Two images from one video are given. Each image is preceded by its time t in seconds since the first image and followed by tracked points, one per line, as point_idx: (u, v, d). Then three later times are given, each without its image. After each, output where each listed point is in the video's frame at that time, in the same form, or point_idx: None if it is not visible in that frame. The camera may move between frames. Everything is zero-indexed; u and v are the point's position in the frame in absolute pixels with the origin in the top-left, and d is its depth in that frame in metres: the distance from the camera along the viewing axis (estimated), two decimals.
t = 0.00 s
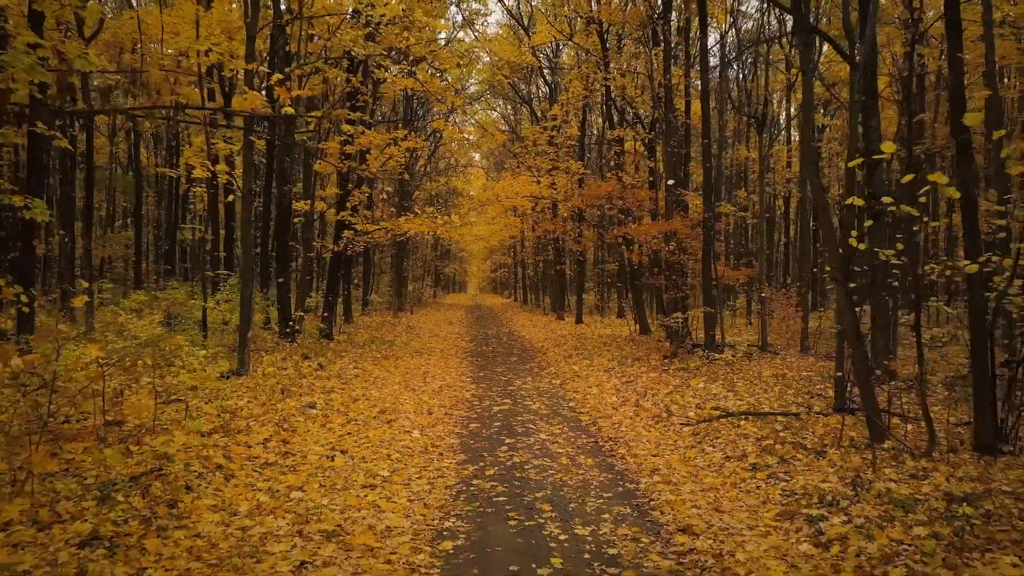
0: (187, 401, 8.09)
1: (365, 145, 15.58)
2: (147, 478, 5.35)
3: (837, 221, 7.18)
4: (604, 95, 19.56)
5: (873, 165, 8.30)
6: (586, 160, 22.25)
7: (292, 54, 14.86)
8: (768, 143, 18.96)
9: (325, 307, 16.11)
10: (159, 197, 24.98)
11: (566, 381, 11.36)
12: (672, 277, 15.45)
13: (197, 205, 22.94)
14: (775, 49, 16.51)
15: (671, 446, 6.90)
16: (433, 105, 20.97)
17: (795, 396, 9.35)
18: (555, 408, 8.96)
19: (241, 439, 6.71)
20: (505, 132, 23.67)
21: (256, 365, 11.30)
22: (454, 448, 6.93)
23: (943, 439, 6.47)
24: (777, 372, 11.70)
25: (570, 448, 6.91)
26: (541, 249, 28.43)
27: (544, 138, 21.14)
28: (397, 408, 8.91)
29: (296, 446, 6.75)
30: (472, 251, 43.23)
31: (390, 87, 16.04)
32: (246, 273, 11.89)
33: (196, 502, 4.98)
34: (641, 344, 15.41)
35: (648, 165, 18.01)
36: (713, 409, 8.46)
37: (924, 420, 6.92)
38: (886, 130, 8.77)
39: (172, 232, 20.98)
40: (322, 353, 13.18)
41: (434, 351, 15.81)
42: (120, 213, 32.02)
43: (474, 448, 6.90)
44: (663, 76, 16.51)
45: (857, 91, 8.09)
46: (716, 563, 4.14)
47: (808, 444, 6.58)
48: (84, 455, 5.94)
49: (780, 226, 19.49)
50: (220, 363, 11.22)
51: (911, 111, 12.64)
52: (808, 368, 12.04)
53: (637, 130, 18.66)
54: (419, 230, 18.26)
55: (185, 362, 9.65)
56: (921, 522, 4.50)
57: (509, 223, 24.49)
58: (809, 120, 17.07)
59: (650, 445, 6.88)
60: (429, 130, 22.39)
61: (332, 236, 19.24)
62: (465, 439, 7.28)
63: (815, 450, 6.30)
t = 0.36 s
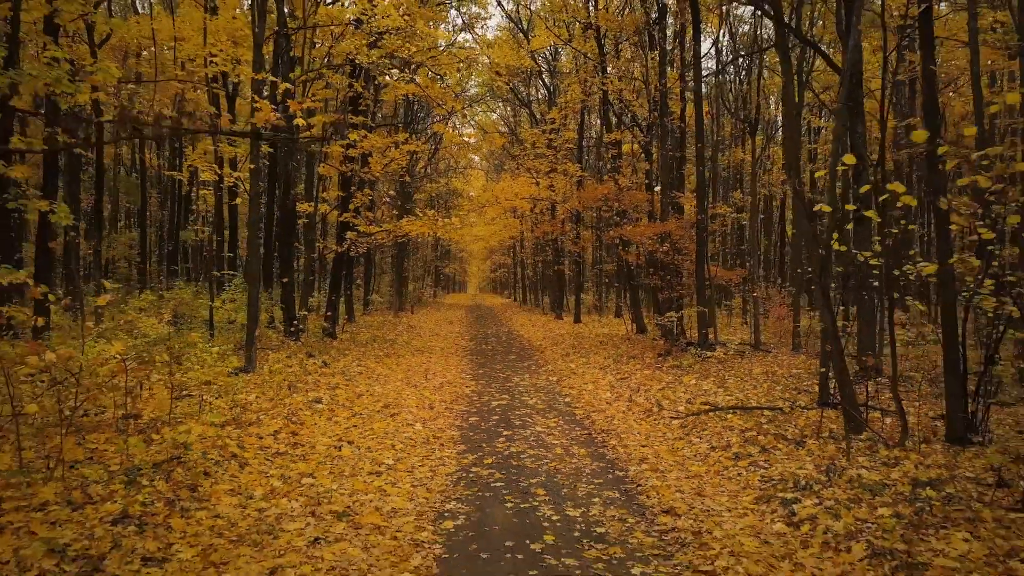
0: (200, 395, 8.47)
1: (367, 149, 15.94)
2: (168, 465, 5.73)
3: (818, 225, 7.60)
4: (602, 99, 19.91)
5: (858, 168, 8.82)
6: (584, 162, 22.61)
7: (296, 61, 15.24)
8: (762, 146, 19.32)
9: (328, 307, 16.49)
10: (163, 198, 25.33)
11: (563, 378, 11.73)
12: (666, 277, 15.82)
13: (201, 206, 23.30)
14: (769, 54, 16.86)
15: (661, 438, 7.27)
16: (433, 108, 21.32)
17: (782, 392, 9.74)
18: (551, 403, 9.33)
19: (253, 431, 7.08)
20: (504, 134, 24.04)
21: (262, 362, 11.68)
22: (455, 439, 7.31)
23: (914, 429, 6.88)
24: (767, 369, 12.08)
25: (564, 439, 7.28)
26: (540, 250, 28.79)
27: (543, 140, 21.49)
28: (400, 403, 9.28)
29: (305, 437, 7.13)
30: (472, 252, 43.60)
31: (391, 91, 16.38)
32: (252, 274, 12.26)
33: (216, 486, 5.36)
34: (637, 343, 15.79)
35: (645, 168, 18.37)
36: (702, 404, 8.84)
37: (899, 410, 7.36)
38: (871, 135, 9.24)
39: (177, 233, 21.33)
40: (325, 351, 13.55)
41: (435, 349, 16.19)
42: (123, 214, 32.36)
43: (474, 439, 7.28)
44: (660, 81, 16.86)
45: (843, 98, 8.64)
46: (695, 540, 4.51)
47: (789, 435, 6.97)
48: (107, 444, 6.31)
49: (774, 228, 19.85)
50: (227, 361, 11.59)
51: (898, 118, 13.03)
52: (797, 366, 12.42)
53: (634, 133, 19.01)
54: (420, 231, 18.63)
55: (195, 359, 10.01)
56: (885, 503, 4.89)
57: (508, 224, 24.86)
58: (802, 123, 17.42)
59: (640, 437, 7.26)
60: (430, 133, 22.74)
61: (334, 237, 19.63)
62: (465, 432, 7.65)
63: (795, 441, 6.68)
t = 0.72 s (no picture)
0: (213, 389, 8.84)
1: (369, 152, 16.30)
2: (188, 453, 6.13)
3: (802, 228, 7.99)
4: (599, 103, 20.29)
5: (843, 171, 9.26)
6: (582, 164, 22.96)
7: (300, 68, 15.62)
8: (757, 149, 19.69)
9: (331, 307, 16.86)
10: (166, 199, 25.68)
11: (559, 375, 12.09)
12: (661, 277, 16.22)
13: (204, 208, 23.64)
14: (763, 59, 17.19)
15: (652, 430, 7.67)
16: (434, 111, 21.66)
17: (771, 387, 10.10)
18: (548, 399, 9.72)
19: (265, 424, 7.46)
20: (503, 137, 24.39)
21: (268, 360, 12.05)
22: (456, 431, 7.69)
23: (891, 422, 7.26)
24: (758, 366, 12.46)
25: (560, 431, 7.66)
26: (538, 250, 29.16)
27: (541, 143, 21.85)
28: (403, 398, 9.67)
29: (314, 430, 7.52)
30: (472, 252, 44.00)
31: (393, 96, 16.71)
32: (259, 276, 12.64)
33: (232, 473, 5.75)
34: (632, 342, 16.17)
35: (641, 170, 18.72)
36: (692, 398, 9.22)
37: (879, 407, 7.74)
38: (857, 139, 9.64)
39: (181, 234, 21.69)
40: (329, 350, 13.94)
41: (436, 348, 16.57)
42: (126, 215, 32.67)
43: (474, 432, 7.65)
44: (655, 86, 17.25)
45: (828, 104, 9.11)
46: (678, 520, 4.89)
47: (773, 427, 7.36)
48: (127, 436, 6.71)
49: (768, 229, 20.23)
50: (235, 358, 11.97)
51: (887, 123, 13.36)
52: (787, 363, 12.79)
53: (631, 136, 19.39)
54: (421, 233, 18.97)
55: (207, 355, 10.41)
56: (855, 488, 5.27)
57: (507, 225, 25.25)
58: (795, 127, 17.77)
59: (632, 430, 7.64)
60: (430, 135, 23.07)
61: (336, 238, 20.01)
62: (465, 425, 8.03)
63: (778, 433, 7.06)
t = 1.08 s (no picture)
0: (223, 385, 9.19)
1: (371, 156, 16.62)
2: (203, 444, 6.49)
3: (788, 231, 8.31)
4: (596, 106, 20.62)
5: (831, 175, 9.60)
6: (580, 167, 23.27)
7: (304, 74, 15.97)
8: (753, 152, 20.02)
9: (334, 306, 17.20)
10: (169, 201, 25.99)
11: (557, 373, 12.41)
12: (657, 277, 16.54)
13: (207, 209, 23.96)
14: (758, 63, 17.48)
15: (644, 424, 8.00)
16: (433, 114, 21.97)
17: (761, 384, 10.44)
18: (545, 395, 10.06)
19: (275, 418, 7.80)
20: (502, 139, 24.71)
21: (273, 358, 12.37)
22: (457, 426, 8.03)
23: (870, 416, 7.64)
24: (750, 364, 12.79)
25: (557, 425, 8.00)
26: (538, 251, 29.47)
27: (540, 145, 22.15)
28: (405, 395, 10.01)
29: (321, 424, 7.87)
30: (472, 253, 44.30)
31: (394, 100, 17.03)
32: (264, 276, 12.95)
33: (246, 463, 6.10)
34: (629, 341, 16.50)
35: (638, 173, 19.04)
36: (683, 395, 9.55)
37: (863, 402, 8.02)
38: (845, 144, 10.02)
39: (185, 235, 22.02)
40: (333, 349, 14.27)
41: (437, 348, 16.89)
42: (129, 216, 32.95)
43: (473, 426, 8.00)
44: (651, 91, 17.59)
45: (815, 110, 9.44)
46: (663, 506, 5.24)
47: (759, 421, 7.71)
48: (145, 429, 7.06)
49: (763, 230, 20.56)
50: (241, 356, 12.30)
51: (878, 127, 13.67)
52: (779, 361, 13.14)
53: (628, 139, 19.69)
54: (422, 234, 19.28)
55: (216, 353, 10.76)
56: (831, 477, 5.62)
57: (506, 226, 25.56)
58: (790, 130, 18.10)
59: (625, 424, 7.98)
60: (430, 138, 23.38)
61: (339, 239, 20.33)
62: (465, 420, 8.37)
63: (764, 426, 7.41)
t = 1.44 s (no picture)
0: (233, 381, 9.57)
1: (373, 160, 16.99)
2: (219, 436, 6.88)
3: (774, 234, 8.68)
4: (594, 110, 20.99)
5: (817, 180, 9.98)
6: (579, 169, 23.63)
7: (308, 80, 16.35)
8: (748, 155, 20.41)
9: (336, 306, 17.57)
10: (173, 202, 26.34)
11: (554, 371, 12.78)
12: (653, 278, 16.92)
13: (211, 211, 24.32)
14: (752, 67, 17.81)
15: (637, 419, 8.38)
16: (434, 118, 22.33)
17: (751, 381, 10.82)
18: (543, 392, 10.44)
19: (284, 412, 8.19)
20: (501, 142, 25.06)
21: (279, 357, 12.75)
22: (458, 420, 8.42)
23: (850, 410, 8.04)
24: (742, 362, 13.17)
25: (553, 420, 8.38)
26: (537, 252, 29.83)
27: (538, 148, 22.51)
28: (408, 391, 10.39)
29: (328, 418, 8.26)
30: (472, 253, 44.63)
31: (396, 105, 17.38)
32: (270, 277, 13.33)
33: (260, 453, 6.50)
34: (625, 340, 16.89)
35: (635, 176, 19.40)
36: (675, 391, 9.94)
37: (844, 397, 8.43)
38: (832, 149, 10.40)
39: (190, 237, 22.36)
40: (337, 348, 14.64)
41: (437, 347, 17.26)
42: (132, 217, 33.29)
43: (473, 421, 8.38)
44: (647, 96, 17.98)
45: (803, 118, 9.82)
46: (650, 492, 5.63)
47: (744, 415, 8.11)
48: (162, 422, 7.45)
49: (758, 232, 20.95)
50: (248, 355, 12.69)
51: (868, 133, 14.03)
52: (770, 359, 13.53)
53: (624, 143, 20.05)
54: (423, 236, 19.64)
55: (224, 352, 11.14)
56: (808, 466, 6.00)
57: (506, 227, 25.93)
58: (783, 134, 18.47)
59: (618, 419, 8.36)
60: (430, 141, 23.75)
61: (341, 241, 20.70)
62: (465, 415, 8.75)
63: (749, 421, 7.79)
